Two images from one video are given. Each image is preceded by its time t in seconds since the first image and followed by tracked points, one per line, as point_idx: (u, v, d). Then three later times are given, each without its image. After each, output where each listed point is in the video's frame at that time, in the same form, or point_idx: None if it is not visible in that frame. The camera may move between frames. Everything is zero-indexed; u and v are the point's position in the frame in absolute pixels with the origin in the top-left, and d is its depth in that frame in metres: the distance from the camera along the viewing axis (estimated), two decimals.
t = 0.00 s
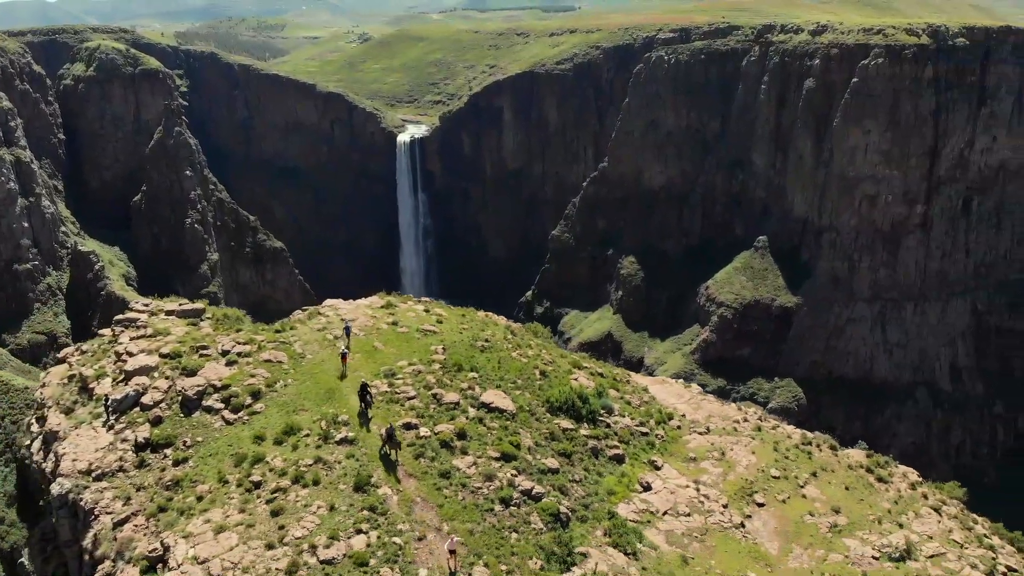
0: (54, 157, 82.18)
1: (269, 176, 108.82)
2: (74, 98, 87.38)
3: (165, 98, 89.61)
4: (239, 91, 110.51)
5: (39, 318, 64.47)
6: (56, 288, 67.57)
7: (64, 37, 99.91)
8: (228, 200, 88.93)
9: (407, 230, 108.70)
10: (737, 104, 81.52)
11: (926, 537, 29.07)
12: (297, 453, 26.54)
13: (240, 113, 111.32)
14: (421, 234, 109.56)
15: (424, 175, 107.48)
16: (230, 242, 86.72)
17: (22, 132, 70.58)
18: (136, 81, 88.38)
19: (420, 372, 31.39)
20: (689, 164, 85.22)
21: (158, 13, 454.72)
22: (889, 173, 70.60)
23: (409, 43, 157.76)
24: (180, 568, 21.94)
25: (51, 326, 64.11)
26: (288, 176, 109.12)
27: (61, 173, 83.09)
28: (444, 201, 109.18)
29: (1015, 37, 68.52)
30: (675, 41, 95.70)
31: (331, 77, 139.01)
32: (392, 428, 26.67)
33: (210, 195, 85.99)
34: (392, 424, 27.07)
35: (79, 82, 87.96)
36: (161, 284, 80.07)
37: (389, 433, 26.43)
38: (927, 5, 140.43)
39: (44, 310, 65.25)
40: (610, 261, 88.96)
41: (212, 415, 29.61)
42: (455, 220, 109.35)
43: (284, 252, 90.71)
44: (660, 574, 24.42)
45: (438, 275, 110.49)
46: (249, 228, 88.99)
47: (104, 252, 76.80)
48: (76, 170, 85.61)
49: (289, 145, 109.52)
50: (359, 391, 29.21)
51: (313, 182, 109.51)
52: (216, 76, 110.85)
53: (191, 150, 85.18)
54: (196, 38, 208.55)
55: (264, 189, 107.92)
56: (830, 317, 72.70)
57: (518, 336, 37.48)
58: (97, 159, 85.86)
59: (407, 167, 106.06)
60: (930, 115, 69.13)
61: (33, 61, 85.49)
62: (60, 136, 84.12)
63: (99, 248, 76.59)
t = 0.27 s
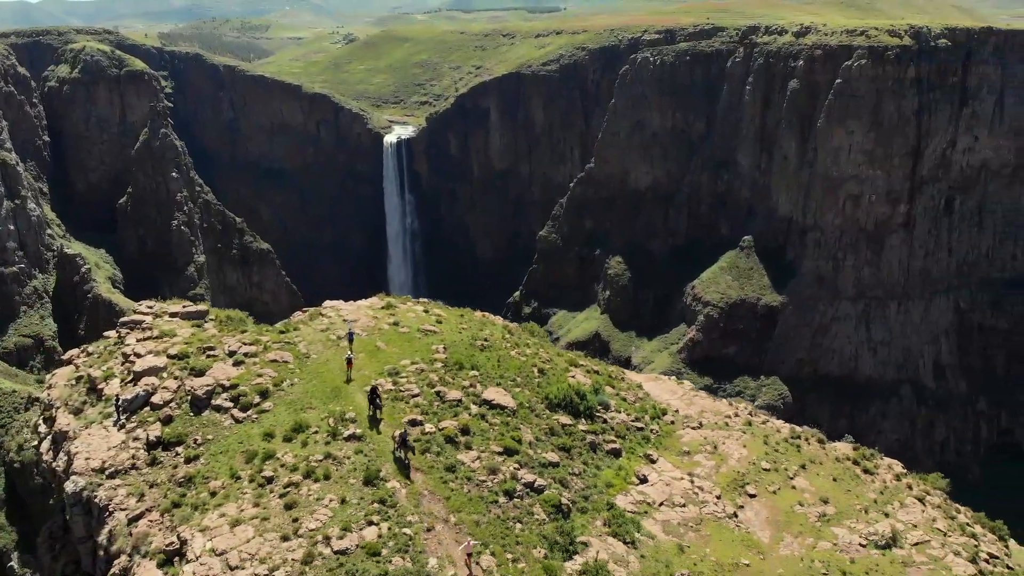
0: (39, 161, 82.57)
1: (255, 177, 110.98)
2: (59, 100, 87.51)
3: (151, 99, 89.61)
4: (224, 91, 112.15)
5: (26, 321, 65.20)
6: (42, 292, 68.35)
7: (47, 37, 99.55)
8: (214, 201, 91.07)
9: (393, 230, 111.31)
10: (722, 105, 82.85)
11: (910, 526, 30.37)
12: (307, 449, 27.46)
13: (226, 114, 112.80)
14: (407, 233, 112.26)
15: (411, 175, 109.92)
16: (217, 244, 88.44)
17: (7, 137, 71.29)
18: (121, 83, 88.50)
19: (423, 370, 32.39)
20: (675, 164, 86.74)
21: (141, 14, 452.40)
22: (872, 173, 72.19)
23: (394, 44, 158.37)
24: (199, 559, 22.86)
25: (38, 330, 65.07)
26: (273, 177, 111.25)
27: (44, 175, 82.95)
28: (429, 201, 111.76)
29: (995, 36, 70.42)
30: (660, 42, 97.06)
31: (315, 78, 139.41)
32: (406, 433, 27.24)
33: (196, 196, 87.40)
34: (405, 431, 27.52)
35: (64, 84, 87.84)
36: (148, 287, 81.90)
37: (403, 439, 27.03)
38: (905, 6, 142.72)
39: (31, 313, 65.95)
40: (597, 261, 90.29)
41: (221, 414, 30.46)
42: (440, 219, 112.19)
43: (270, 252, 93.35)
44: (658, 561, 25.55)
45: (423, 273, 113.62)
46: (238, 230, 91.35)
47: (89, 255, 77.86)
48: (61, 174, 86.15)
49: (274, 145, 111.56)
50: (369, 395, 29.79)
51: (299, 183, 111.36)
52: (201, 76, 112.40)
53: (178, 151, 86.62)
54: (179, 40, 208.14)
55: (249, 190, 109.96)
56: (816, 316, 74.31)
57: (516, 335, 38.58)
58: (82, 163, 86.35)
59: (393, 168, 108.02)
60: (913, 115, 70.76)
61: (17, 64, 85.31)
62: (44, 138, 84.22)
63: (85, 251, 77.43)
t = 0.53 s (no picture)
0: (25, 163, 83.17)
1: (243, 177, 112.00)
2: (46, 101, 87.97)
3: (138, 100, 90.15)
4: (211, 92, 113.95)
5: (14, 324, 65.62)
6: (30, 295, 68.60)
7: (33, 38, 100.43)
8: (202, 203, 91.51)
9: (381, 229, 112.48)
10: (709, 104, 84.34)
11: (897, 514, 31.67)
12: (317, 445, 28.40)
13: (215, 117, 114.13)
14: (395, 232, 113.50)
15: (400, 175, 111.22)
16: (204, 246, 88.98)
17: None
18: (107, 84, 88.78)
19: (426, 368, 33.42)
20: (662, 165, 88.36)
21: (126, 15, 450.50)
22: (857, 172, 73.64)
23: (381, 45, 159.03)
24: (217, 550, 23.80)
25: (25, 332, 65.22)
26: (262, 178, 112.20)
27: (31, 177, 83.72)
28: (418, 200, 113.19)
29: (978, 37, 72.44)
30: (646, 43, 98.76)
31: (302, 79, 139.87)
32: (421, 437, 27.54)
33: (183, 198, 87.98)
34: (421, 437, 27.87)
35: (50, 86, 88.54)
36: (137, 292, 83.03)
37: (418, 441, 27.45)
38: (887, 6, 144.88)
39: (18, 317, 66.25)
40: (585, 260, 91.52)
41: (230, 411, 31.36)
42: (429, 219, 113.42)
43: (258, 254, 93.93)
44: (656, 549, 26.69)
45: (411, 272, 114.88)
46: (226, 231, 92.05)
47: (78, 257, 78.81)
48: (48, 175, 86.72)
49: (261, 146, 112.77)
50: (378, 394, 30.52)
51: (287, 184, 112.17)
52: (187, 79, 114.71)
53: (165, 154, 87.21)
54: (164, 40, 207.87)
55: (237, 190, 111.20)
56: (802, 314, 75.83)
57: (514, 334, 39.68)
58: (70, 165, 87.08)
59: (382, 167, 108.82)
60: (897, 115, 72.26)
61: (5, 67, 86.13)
62: (31, 140, 85.02)
63: (73, 252, 78.43)
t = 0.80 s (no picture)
0: (13, 165, 83.78)
1: (232, 179, 115.20)
2: (33, 104, 88.67)
3: (123, 102, 91.45)
4: (198, 96, 117.64)
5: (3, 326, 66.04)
6: (18, 297, 69.02)
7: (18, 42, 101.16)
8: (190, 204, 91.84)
9: (370, 229, 114.36)
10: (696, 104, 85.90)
11: (884, 503, 33.01)
12: (327, 439, 29.38)
13: (202, 120, 117.87)
14: (383, 232, 115.48)
15: (388, 176, 113.38)
16: (192, 248, 89.34)
17: None
18: (93, 86, 89.83)
19: (429, 365, 34.47)
20: (649, 165, 89.95)
21: (111, 16, 448.64)
22: (843, 171, 75.10)
23: (369, 45, 159.74)
24: (236, 541, 24.80)
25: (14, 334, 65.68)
26: (250, 179, 115.33)
27: (18, 180, 84.19)
28: (406, 201, 114.64)
29: (961, 37, 74.57)
30: (634, 44, 100.73)
31: (289, 79, 140.33)
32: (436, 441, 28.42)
33: (171, 200, 88.07)
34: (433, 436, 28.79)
35: (37, 89, 89.04)
36: (125, 294, 83.44)
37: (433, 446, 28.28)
38: (870, 6, 146.97)
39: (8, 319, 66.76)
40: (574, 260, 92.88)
41: (240, 408, 32.31)
42: (417, 219, 114.44)
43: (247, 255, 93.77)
44: (656, 536, 27.86)
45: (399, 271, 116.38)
46: (213, 233, 92.32)
47: (67, 260, 78.97)
48: (35, 177, 87.68)
49: (250, 148, 115.50)
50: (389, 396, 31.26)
51: (276, 186, 115.17)
52: (176, 85, 118.75)
53: (152, 155, 86.81)
54: (149, 41, 207.77)
55: (227, 193, 114.28)
56: (790, 312, 77.27)
57: (513, 332, 40.79)
58: (56, 167, 87.79)
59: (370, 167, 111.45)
60: (881, 114, 73.83)
61: None
62: (18, 142, 85.56)
63: (62, 256, 78.61)
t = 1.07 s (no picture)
0: None
1: (218, 180, 115.05)
2: (16, 105, 88.35)
3: (109, 102, 91.49)
4: (183, 98, 118.21)
5: None
6: (4, 300, 69.67)
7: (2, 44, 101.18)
8: (177, 207, 92.85)
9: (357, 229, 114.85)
10: (681, 104, 87.38)
11: (870, 492, 34.37)
12: (335, 435, 30.37)
13: (189, 121, 117.82)
14: (371, 232, 116.03)
15: (375, 176, 113.90)
16: (179, 250, 90.80)
17: None
18: (78, 86, 89.64)
19: (431, 363, 35.55)
20: (636, 165, 91.39)
21: (93, 17, 446.32)
22: (828, 171, 76.51)
23: (355, 46, 160.37)
24: (252, 532, 25.78)
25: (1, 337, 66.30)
26: (236, 180, 115.30)
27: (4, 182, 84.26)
28: (393, 201, 115.32)
29: (943, 38, 77.51)
30: (620, 44, 102.83)
31: (275, 80, 140.75)
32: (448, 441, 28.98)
33: (158, 201, 89.29)
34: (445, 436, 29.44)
35: (21, 88, 88.93)
36: (110, 297, 84.29)
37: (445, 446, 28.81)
38: (851, 6, 149.19)
39: None
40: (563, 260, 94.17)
41: (248, 406, 33.25)
42: (405, 219, 115.37)
43: (233, 255, 95.73)
44: (653, 524, 29.06)
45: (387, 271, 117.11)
46: (199, 233, 93.49)
47: (52, 261, 80.29)
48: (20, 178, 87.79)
49: (235, 148, 115.66)
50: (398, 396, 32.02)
51: (261, 186, 115.15)
52: (162, 87, 119.69)
53: (139, 157, 88.17)
54: (133, 42, 207.51)
55: (212, 193, 114.33)
56: (777, 310, 78.79)
57: (510, 330, 41.94)
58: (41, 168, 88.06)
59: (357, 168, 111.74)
60: (865, 115, 75.30)
61: None
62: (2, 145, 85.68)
63: (47, 258, 79.69)
